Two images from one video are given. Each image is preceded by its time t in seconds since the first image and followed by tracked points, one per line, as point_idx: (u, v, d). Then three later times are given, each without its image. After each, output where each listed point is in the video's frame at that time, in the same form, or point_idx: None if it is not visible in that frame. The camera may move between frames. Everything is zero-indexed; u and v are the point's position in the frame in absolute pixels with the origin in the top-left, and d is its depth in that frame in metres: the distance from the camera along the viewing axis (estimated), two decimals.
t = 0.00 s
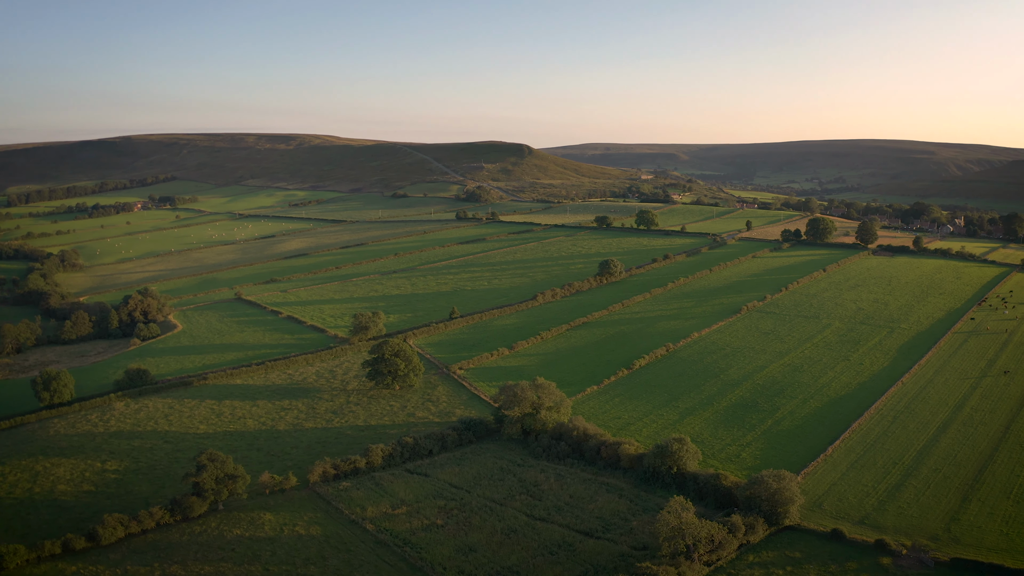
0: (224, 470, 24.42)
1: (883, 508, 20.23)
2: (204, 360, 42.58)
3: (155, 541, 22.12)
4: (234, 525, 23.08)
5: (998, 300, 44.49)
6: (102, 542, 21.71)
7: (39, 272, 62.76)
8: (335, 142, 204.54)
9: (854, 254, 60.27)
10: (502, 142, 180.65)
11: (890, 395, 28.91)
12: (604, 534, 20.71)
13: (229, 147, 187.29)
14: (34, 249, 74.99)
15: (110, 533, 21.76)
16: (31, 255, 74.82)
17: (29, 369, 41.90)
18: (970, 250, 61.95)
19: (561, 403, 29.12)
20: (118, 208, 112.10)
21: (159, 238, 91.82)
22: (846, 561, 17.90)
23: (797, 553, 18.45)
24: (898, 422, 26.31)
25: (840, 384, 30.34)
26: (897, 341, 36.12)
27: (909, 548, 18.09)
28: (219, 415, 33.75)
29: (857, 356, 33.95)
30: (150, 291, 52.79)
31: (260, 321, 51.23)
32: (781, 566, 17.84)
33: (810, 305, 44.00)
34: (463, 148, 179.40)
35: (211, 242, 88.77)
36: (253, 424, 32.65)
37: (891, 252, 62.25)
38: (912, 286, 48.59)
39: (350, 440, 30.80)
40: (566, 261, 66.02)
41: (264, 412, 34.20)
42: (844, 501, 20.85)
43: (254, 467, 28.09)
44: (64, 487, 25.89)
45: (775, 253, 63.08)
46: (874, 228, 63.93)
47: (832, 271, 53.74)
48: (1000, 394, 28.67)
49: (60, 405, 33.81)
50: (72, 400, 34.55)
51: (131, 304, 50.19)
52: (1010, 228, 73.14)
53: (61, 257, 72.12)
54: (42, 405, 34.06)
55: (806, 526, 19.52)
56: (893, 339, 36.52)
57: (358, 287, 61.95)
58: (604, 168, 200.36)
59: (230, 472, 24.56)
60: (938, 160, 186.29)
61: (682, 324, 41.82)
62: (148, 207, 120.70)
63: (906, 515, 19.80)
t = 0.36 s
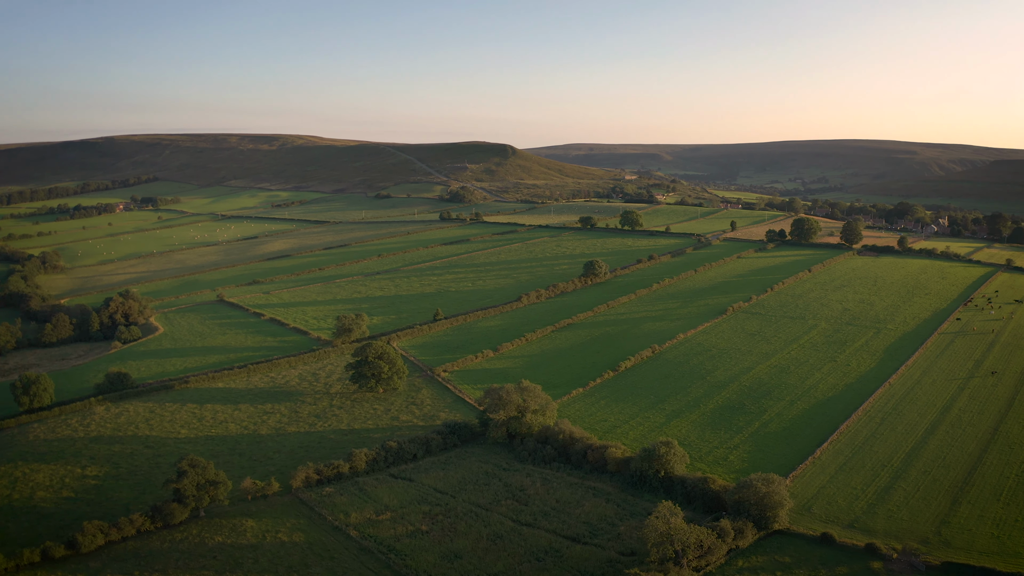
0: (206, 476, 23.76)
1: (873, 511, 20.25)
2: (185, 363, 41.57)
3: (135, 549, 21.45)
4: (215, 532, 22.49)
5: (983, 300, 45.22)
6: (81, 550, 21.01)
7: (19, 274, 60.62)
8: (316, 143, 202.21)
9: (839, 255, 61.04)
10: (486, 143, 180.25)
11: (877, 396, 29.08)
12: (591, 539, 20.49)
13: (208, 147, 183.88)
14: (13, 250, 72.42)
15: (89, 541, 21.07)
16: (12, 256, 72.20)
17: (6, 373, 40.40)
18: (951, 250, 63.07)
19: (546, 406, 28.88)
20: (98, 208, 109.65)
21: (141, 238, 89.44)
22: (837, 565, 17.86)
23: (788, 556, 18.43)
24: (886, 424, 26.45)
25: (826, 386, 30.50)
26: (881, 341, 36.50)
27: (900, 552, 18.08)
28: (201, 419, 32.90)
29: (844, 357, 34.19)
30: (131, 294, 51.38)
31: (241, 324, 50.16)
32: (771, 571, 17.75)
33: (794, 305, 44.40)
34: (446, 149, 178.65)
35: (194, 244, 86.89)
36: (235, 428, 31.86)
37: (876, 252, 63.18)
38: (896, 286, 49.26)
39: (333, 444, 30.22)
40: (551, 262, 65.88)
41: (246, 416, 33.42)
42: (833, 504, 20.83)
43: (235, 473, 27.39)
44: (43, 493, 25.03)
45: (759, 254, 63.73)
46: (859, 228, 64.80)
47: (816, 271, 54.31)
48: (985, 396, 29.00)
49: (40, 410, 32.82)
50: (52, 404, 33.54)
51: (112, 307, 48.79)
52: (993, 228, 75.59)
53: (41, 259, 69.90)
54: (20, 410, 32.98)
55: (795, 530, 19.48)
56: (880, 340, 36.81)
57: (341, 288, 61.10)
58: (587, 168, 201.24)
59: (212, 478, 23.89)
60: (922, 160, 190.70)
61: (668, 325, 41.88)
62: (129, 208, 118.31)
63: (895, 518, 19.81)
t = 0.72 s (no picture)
0: (182, 483, 22.95)
1: (858, 514, 20.27)
2: (161, 366, 40.31)
3: (110, 558, 20.70)
4: (192, 540, 21.83)
5: (965, 299, 45.93)
6: (56, 559, 20.23)
7: None
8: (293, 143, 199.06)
9: (820, 255, 61.85)
10: (465, 143, 179.49)
11: (860, 397, 29.28)
12: (574, 545, 20.22)
13: (181, 145, 179.61)
14: None
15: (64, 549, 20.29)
16: None
17: None
18: (928, 250, 64.33)
19: (528, 409, 28.60)
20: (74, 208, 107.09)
21: (116, 238, 86.80)
22: (823, 569, 17.86)
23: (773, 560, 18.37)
24: (870, 425, 26.57)
25: (810, 386, 30.67)
26: (863, 341, 36.83)
27: (886, 555, 18.10)
28: (179, 424, 31.91)
29: (826, 358, 34.42)
30: (107, 295, 49.48)
31: (219, 326, 48.84)
32: None
33: (775, 305, 44.81)
34: (426, 149, 177.48)
35: (170, 245, 84.70)
36: (212, 433, 30.91)
37: (857, 252, 64.28)
38: (876, 286, 49.85)
39: (311, 449, 29.45)
40: (532, 263, 65.67)
41: (224, 420, 32.45)
42: (819, 508, 20.83)
43: (212, 479, 26.57)
44: (16, 501, 24.02)
45: (740, 254, 64.42)
46: (840, 228, 65.87)
47: (797, 271, 54.88)
48: (968, 396, 29.28)
49: (14, 415, 31.56)
50: (27, 409, 32.31)
51: (88, 309, 46.94)
52: (975, 228, 77.79)
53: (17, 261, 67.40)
54: None
55: (780, 533, 19.44)
56: (863, 340, 37.17)
57: (320, 290, 59.96)
58: (566, 168, 202.10)
59: (189, 484, 23.11)
60: (897, 160, 195.15)
61: (649, 326, 41.94)
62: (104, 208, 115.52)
63: (881, 521, 19.83)
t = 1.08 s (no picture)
0: (157, 490, 22.17)
1: (841, 517, 20.22)
2: (135, 370, 38.94)
3: (84, 568, 19.97)
4: (166, 549, 21.16)
5: (944, 298, 46.49)
6: (26, 569, 19.38)
7: None
8: (265, 142, 195.06)
9: (797, 254, 62.77)
10: (442, 143, 178.35)
11: (841, 397, 29.41)
12: (555, 550, 19.94)
13: (149, 143, 174.41)
14: None
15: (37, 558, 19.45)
16: None
17: None
18: (905, 250, 65.53)
19: (506, 412, 28.25)
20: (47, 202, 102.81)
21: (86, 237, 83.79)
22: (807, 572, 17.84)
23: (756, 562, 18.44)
24: (851, 426, 26.65)
25: (789, 386, 30.85)
26: (842, 341, 37.16)
27: (870, 558, 18.09)
28: (152, 429, 30.83)
29: (806, 357, 34.66)
30: (77, 295, 46.66)
31: (191, 329, 47.30)
32: None
33: (753, 305, 45.21)
34: (402, 150, 175.88)
35: (142, 245, 82.24)
36: (186, 438, 29.93)
37: (834, 251, 65.57)
38: (854, 286, 50.41)
39: (288, 455, 28.61)
40: (509, 264, 65.45)
41: (198, 425, 31.46)
42: (801, 510, 20.78)
43: (186, 486, 25.69)
44: None
45: (718, 254, 65.18)
46: (817, 228, 67.13)
47: (774, 272, 55.48)
48: (948, 395, 29.50)
49: None
50: None
51: (62, 312, 44.43)
52: (952, 227, 80.20)
53: None
54: None
55: (763, 537, 19.37)
56: (842, 339, 37.52)
57: (297, 292, 58.65)
58: (542, 168, 202.51)
59: (163, 491, 22.34)
60: (877, 159, 200.94)
61: (628, 327, 42.03)
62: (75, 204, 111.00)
63: (864, 524, 19.82)
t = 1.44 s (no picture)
0: (132, 497, 21.67)
1: (825, 519, 20.17)
2: (110, 373, 37.72)
3: None
4: (141, 557, 20.65)
5: (923, 297, 47.25)
6: None
7: None
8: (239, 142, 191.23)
9: (776, 255, 63.56)
10: (420, 143, 177.14)
11: (824, 398, 29.54)
12: (537, 556, 19.65)
13: (119, 140, 169.30)
14: None
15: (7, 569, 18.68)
16: None
17: None
18: (884, 250, 66.60)
19: (487, 416, 27.90)
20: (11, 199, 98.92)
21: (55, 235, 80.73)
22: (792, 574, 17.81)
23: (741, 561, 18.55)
24: (834, 427, 26.70)
25: (771, 387, 30.98)
26: (823, 341, 37.49)
27: (857, 562, 18.03)
28: (128, 434, 29.95)
29: (787, 358, 34.88)
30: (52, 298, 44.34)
31: (166, 332, 45.95)
32: None
33: (733, 306, 45.54)
34: (380, 150, 174.07)
35: (116, 245, 79.75)
36: (162, 443, 29.09)
37: (813, 251, 66.73)
38: (834, 286, 51.01)
39: (265, 460, 27.88)
40: (487, 264, 65.19)
41: (174, 430, 30.61)
42: (786, 513, 20.69)
43: (162, 493, 24.98)
44: None
45: (697, 254, 65.80)
46: (796, 228, 68.19)
47: (754, 272, 56.09)
48: (931, 395, 29.73)
49: None
50: None
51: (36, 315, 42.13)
52: (930, 226, 82.33)
53: None
54: None
55: (748, 541, 19.30)
56: (823, 339, 37.84)
57: (273, 294, 57.36)
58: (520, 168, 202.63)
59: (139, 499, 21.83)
60: (850, 160, 205.98)
61: (610, 328, 42.08)
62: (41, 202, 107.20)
63: (849, 526, 19.78)
